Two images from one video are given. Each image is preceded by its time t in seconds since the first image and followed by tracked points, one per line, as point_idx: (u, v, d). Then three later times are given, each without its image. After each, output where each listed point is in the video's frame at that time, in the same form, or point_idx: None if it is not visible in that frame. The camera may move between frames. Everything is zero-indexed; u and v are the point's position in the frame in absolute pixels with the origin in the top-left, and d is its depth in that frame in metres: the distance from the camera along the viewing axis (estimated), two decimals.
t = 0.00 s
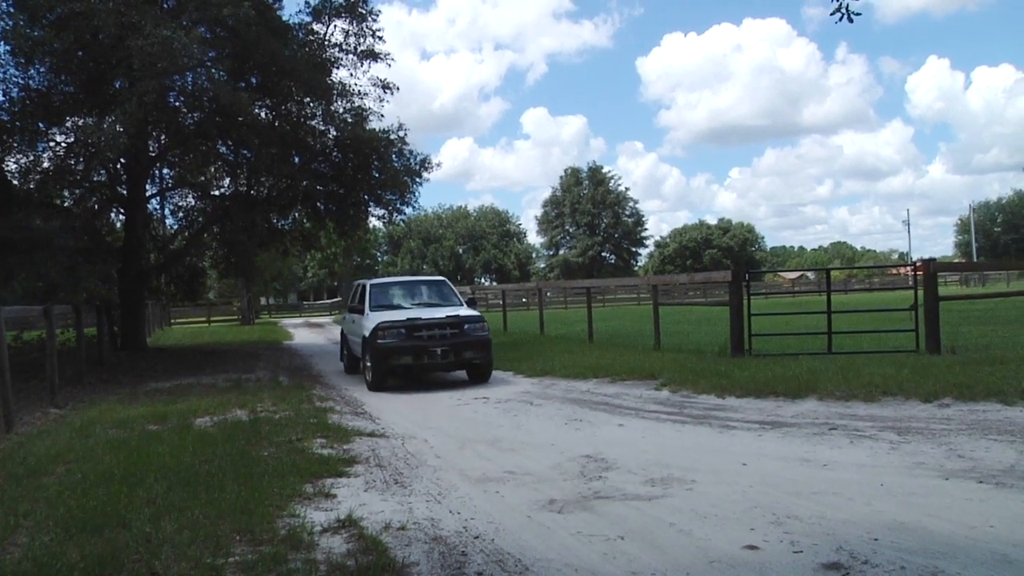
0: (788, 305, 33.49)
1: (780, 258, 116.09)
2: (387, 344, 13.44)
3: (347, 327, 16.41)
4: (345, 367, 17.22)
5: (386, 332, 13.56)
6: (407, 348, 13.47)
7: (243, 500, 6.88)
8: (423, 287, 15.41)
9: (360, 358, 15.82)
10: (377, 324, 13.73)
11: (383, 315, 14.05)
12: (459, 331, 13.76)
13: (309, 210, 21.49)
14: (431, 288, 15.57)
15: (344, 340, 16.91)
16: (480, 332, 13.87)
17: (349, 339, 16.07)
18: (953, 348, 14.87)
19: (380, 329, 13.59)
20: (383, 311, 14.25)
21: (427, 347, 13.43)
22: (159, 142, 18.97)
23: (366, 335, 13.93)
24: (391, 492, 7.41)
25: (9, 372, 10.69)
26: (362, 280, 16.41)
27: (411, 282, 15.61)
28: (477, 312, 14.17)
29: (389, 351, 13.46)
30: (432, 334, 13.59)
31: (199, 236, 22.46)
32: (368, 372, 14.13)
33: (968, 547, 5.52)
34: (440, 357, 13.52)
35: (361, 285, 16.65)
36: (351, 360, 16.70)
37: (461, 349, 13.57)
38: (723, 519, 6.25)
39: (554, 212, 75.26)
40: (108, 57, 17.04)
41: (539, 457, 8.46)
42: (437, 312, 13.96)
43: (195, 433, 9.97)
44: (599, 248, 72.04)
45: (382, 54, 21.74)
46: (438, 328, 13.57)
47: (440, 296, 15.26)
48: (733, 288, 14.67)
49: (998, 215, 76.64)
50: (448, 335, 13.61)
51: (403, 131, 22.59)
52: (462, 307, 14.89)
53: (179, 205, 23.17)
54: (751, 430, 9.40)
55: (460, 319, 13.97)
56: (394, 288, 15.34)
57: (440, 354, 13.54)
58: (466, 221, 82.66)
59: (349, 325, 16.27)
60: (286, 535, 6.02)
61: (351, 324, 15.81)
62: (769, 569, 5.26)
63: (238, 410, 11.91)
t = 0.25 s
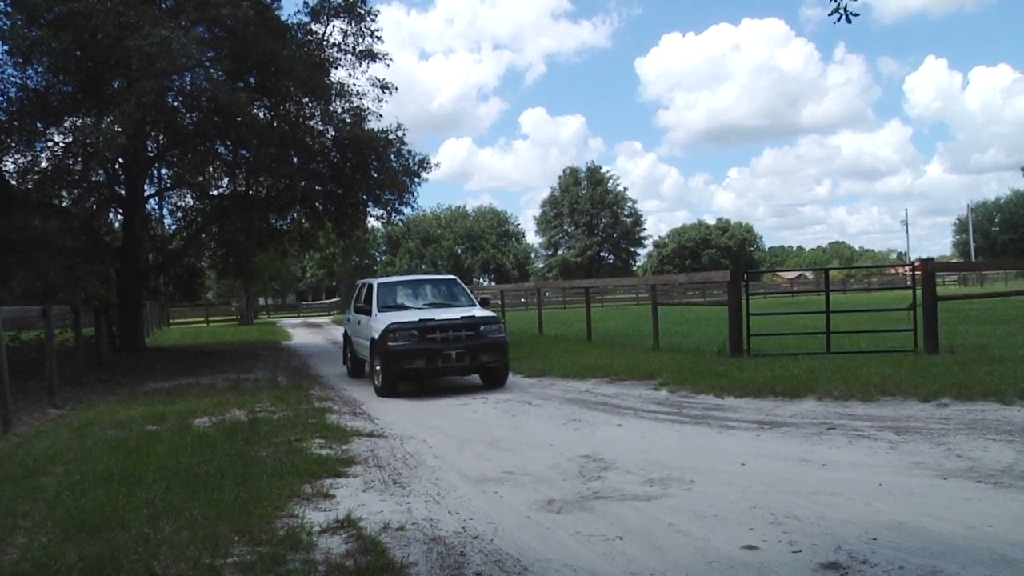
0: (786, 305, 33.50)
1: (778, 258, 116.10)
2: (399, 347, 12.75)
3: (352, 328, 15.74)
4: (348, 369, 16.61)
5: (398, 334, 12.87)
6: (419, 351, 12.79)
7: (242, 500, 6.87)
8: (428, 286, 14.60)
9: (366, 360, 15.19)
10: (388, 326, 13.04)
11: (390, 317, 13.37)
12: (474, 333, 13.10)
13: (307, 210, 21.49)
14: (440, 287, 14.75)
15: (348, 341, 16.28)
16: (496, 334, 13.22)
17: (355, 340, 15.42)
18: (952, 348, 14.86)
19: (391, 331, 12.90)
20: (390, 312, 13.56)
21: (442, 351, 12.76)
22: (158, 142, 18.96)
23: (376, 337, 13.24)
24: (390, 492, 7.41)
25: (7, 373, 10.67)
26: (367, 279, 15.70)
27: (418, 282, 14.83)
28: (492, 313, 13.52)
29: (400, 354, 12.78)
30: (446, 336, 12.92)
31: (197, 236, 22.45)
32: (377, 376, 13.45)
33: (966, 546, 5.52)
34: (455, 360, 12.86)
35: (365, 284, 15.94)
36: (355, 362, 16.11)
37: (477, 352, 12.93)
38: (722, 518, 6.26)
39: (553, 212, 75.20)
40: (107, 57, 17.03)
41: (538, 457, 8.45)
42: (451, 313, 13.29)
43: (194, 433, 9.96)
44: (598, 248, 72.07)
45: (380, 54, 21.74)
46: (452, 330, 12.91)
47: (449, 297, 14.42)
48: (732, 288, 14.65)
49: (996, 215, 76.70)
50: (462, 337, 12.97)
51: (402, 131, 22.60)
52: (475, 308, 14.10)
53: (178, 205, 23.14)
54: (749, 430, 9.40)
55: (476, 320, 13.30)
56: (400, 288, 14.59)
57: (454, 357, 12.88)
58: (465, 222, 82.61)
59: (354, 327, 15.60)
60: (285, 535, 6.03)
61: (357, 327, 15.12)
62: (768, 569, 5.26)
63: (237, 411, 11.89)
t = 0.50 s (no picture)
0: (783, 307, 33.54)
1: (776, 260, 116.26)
2: (412, 351, 12.03)
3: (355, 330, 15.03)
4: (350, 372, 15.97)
5: (410, 337, 12.16)
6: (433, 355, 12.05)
7: (239, 501, 6.87)
8: (433, 286, 13.86)
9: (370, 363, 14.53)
10: (399, 328, 12.32)
11: (400, 319, 12.63)
12: (491, 336, 12.39)
13: (305, 210, 21.51)
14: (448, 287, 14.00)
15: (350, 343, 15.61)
16: (515, 336, 12.51)
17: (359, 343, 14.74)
18: (948, 349, 14.89)
19: (403, 334, 12.15)
20: (399, 314, 12.82)
21: (458, 354, 12.04)
22: (156, 142, 18.96)
23: (387, 340, 12.50)
24: (387, 493, 7.41)
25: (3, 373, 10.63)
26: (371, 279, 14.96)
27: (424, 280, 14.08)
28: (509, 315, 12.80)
29: (414, 358, 12.06)
30: (462, 339, 12.18)
31: (195, 236, 22.44)
32: (387, 381, 12.71)
33: (962, 548, 5.53)
34: (471, 365, 12.14)
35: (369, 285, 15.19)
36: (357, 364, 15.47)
37: (495, 356, 12.22)
38: (719, 519, 6.26)
39: (551, 213, 75.18)
40: (104, 56, 17.02)
41: (535, 458, 8.45)
42: (466, 314, 12.58)
43: (191, 434, 9.94)
44: (596, 249, 72.14)
45: (378, 54, 21.73)
46: (469, 332, 12.20)
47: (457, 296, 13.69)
48: (729, 289, 14.65)
49: (993, 217, 76.85)
50: (479, 340, 12.25)
51: (400, 131, 22.59)
52: (488, 309, 13.37)
53: (175, 204, 23.12)
54: (746, 431, 9.41)
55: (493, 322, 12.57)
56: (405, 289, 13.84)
57: (471, 362, 12.15)
58: (462, 222, 82.56)
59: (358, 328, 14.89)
60: (282, 535, 6.03)
61: (361, 330, 14.40)
62: (764, 570, 5.26)
63: (235, 411, 11.88)
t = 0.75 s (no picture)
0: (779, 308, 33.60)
1: (772, 261, 116.47)
2: (429, 355, 11.25)
3: (360, 332, 14.41)
4: (352, 375, 15.39)
5: (426, 340, 11.39)
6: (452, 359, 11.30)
7: (235, 502, 6.86)
8: (439, 285, 13.28)
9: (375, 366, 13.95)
10: (413, 331, 11.54)
11: (413, 321, 11.89)
12: (511, 338, 11.70)
13: (301, 211, 21.49)
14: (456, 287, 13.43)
15: (352, 345, 15.02)
16: (535, 339, 11.83)
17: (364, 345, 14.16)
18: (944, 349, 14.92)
19: (419, 337, 11.39)
20: (413, 315, 12.09)
21: (477, 358, 11.30)
22: (151, 142, 18.94)
23: (400, 344, 11.72)
24: (383, 494, 7.40)
25: None
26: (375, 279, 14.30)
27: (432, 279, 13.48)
28: (528, 315, 12.14)
29: (431, 362, 11.29)
30: (481, 341, 11.46)
31: (191, 236, 22.41)
32: (400, 387, 11.93)
33: (958, 547, 5.54)
34: (492, 369, 11.41)
35: (372, 285, 14.54)
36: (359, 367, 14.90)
37: (516, 360, 11.52)
38: (715, 520, 6.27)
39: (547, 213, 75.14)
40: (99, 57, 17.00)
41: (531, 458, 8.44)
42: (483, 315, 11.87)
43: (186, 435, 9.91)
44: (592, 250, 72.22)
45: (374, 55, 21.71)
46: (488, 334, 11.48)
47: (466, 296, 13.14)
48: (725, 290, 14.64)
49: (988, 217, 77.05)
50: (499, 343, 11.55)
51: (396, 132, 22.57)
52: (505, 309, 12.63)
53: (171, 205, 23.09)
54: (742, 431, 9.41)
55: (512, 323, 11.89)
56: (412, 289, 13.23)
57: (491, 366, 11.43)
58: (458, 223, 82.52)
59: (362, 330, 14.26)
60: (278, 536, 6.03)
61: (367, 332, 13.75)
62: (760, 570, 5.27)
63: (230, 413, 11.85)
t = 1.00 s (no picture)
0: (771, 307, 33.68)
1: (765, 260, 116.70)
2: (447, 359, 10.57)
3: (362, 334, 13.72)
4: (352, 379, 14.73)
5: (443, 342, 10.70)
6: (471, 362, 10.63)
7: (227, 503, 6.84)
8: (441, 284, 12.47)
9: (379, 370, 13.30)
10: (428, 333, 10.83)
11: (427, 322, 11.18)
12: (532, 339, 11.08)
13: (293, 211, 21.45)
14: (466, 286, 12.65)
15: (353, 348, 14.35)
16: (557, 339, 11.23)
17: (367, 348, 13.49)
18: (935, 349, 14.97)
19: (436, 339, 10.69)
20: (425, 317, 11.43)
21: (499, 361, 10.66)
22: (143, 142, 18.87)
23: (413, 347, 11.01)
24: (376, 494, 7.39)
25: None
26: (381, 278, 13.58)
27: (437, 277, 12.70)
28: (548, 314, 11.53)
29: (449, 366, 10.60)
30: (501, 343, 10.81)
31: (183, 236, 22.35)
32: (412, 394, 11.24)
33: (949, 546, 5.56)
34: (514, 372, 10.78)
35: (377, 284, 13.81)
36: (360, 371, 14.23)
37: (538, 362, 10.91)
38: (707, 519, 6.28)
39: (539, 213, 75.09)
40: (91, 56, 16.95)
41: (524, 459, 8.44)
42: (501, 315, 11.22)
43: (178, 436, 9.89)
44: (584, 250, 72.27)
45: (367, 55, 21.68)
46: (509, 335, 10.85)
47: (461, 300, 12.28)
48: (718, 290, 14.66)
49: (980, 218, 77.34)
50: (520, 344, 10.92)
51: (389, 132, 22.54)
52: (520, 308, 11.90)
53: (163, 205, 23.02)
54: (735, 431, 9.43)
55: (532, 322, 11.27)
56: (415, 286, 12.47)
57: (512, 369, 10.80)
58: (451, 224, 82.48)
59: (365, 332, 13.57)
60: (271, 537, 6.02)
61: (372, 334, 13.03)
62: (752, 569, 5.28)
63: (223, 414, 11.83)
